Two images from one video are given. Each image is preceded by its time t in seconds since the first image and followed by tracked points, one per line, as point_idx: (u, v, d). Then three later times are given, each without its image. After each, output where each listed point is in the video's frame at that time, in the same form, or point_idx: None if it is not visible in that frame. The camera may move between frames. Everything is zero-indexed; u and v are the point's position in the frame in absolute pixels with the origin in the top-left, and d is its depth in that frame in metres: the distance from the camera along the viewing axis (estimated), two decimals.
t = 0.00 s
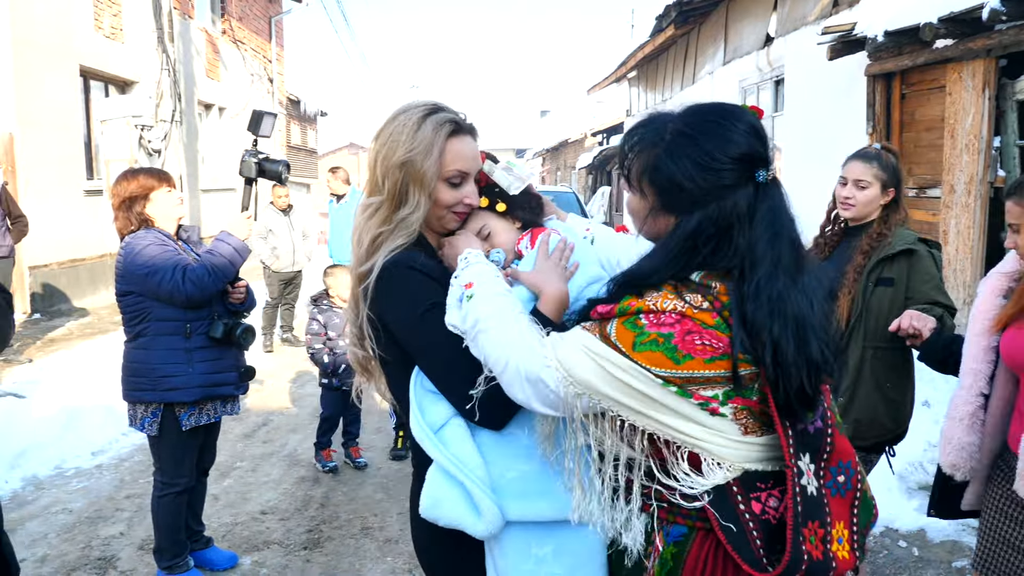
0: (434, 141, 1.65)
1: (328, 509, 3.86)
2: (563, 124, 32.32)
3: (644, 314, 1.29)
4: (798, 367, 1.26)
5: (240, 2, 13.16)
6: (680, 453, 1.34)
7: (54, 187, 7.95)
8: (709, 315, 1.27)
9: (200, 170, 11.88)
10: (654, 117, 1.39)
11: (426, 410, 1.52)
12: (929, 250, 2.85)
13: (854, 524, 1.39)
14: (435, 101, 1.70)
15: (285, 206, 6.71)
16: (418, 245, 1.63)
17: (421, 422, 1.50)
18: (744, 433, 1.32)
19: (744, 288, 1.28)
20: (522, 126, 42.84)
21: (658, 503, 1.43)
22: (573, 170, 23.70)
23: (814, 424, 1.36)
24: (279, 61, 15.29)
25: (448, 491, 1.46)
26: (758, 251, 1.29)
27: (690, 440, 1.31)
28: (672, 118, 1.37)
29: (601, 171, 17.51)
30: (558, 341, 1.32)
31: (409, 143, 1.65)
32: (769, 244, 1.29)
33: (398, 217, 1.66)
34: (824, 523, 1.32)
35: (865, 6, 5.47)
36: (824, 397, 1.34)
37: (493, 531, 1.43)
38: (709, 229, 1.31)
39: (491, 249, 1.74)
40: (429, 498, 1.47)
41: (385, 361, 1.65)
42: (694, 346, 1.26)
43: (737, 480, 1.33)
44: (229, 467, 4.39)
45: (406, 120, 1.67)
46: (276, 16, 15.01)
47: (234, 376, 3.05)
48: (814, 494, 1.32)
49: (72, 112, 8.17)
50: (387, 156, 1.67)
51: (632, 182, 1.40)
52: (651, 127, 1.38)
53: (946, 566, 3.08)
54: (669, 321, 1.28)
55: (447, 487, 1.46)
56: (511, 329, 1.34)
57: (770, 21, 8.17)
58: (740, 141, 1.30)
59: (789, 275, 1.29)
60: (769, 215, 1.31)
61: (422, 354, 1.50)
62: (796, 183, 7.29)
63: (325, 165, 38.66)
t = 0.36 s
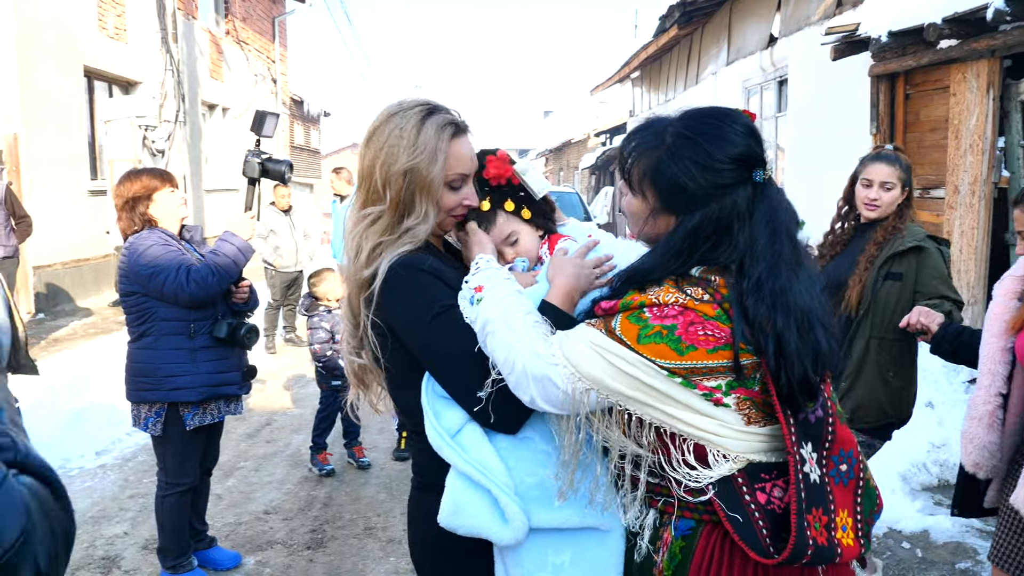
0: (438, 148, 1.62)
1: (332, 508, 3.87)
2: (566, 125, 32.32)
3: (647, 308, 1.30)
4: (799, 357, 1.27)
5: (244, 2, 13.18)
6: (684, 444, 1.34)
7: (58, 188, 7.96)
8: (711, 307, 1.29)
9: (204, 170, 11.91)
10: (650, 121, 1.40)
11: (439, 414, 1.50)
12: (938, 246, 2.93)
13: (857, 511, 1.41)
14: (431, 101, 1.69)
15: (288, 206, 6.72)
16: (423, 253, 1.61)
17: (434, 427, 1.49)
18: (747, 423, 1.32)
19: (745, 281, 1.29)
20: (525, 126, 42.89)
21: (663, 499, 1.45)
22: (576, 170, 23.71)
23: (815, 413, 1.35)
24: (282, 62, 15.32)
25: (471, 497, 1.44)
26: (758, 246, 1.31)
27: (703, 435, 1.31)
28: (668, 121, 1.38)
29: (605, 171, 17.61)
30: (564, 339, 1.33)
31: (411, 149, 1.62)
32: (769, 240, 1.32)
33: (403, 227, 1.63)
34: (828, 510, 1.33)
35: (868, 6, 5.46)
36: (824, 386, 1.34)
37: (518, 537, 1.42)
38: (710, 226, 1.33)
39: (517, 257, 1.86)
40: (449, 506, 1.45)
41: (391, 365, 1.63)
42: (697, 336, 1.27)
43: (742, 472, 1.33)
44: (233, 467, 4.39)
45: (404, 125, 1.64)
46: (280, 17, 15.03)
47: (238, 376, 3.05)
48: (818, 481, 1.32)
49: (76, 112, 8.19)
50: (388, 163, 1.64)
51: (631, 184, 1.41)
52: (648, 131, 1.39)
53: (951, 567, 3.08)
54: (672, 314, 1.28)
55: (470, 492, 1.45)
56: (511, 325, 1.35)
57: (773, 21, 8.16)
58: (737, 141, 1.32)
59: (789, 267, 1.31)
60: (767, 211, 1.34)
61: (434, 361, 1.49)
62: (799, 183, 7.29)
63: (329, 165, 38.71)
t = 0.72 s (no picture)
0: (394, 127, 1.60)
1: (334, 508, 3.87)
2: (569, 125, 32.33)
3: (664, 322, 1.30)
4: (815, 364, 1.29)
5: (247, 2, 13.19)
6: (702, 457, 1.35)
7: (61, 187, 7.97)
8: (730, 320, 1.29)
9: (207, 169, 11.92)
10: (658, 127, 1.41)
11: (455, 418, 1.49)
12: (981, 252, 2.92)
13: (865, 515, 1.42)
14: (368, 89, 1.67)
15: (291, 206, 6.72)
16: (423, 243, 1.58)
17: (452, 434, 1.47)
18: (765, 432, 1.35)
19: (759, 285, 1.32)
20: (529, 126, 42.89)
21: (677, 505, 1.46)
22: (579, 170, 23.71)
23: (830, 419, 1.37)
24: (285, 62, 15.33)
25: (500, 505, 1.45)
26: (772, 250, 1.32)
27: (721, 447, 1.33)
28: (677, 126, 1.38)
29: (607, 171, 17.61)
30: (578, 354, 1.35)
31: (368, 137, 1.61)
32: (784, 242, 1.32)
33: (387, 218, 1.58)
34: (842, 516, 1.34)
35: (872, 6, 5.45)
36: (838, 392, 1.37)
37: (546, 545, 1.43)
38: (725, 232, 1.33)
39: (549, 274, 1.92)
40: (475, 518, 1.43)
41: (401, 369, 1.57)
42: (717, 350, 1.28)
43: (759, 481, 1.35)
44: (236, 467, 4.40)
45: (353, 119, 1.63)
46: (283, 17, 15.05)
47: (241, 376, 3.05)
48: (833, 488, 1.34)
49: (79, 111, 8.20)
50: (350, 161, 1.62)
51: (643, 192, 1.41)
52: (657, 137, 1.39)
53: (955, 568, 3.07)
54: (690, 328, 1.29)
55: (498, 501, 1.45)
56: (524, 340, 1.37)
57: (776, 21, 8.15)
58: (749, 142, 1.33)
59: (804, 272, 1.33)
60: (783, 211, 1.34)
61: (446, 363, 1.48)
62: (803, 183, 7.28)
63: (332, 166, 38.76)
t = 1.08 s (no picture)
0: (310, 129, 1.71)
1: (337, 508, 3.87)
2: (572, 124, 32.33)
3: (684, 324, 1.31)
4: (832, 358, 1.32)
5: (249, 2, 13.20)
6: (719, 470, 1.35)
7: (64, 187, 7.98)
8: (752, 323, 1.31)
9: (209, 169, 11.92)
10: (679, 122, 1.45)
11: (470, 417, 1.48)
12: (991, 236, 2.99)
13: (877, 520, 1.43)
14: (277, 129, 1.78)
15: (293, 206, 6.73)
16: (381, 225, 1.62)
17: (469, 433, 1.47)
18: (783, 438, 1.35)
19: (781, 279, 1.34)
20: (531, 126, 42.88)
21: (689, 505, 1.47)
22: (582, 170, 23.69)
23: (847, 425, 1.39)
24: (287, 62, 15.33)
25: (517, 503, 1.44)
26: (794, 244, 1.35)
27: (741, 456, 1.33)
28: (697, 121, 1.42)
29: (610, 171, 17.60)
30: (597, 361, 1.37)
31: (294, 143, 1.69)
32: (807, 233, 1.35)
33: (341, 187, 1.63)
34: (856, 523, 1.34)
35: (875, 5, 5.44)
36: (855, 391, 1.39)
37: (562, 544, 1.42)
38: (747, 224, 1.36)
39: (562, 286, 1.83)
40: (491, 516, 1.42)
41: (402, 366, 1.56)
42: (737, 353, 1.29)
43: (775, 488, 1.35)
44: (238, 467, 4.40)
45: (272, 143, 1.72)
46: (285, 17, 15.06)
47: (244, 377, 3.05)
48: (848, 495, 1.35)
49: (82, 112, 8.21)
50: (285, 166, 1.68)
51: (665, 187, 1.45)
52: (677, 133, 1.44)
53: (960, 569, 3.06)
54: (711, 331, 1.30)
55: (515, 499, 1.44)
56: (542, 345, 1.38)
57: (779, 20, 8.14)
58: (770, 131, 1.36)
59: (824, 264, 1.37)
60: (806, 202, 1.37)
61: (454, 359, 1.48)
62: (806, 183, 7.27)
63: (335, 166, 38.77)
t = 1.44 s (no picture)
0: (359, 122, 1.72)
1: (340, 507, 3.88)
2: (575, 124, 32.34)
3: (702, 319, 1.31)
4: (854, 358, 1.32)
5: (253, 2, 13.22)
6: (730, 459, 1.36)
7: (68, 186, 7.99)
8: (770, 320, 1.31)
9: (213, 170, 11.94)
10: (706, 118, 1.45)
11: (472, 417, 1.49)
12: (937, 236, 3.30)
13: (889, 522, 1.44)
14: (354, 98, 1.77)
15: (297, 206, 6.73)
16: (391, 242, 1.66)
17: (471, 433, 1.47)
18: (797, 436, 1.36)
19: (804, 275, 1.34)
20: (534, 126, 42.92)
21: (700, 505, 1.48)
22: (585, 170, 23.71)
23: (863, 427, 1.40)
24: (291, 62, 15.35)
25: (519, 501, 1.43)
26: (820, 240, 1.34)
27: (751, 450, 1.33)
28: (724, 118, 1.42)
29: (614, 171, 17.63)
30: (612, 347, 1.36)
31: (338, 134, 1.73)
32: (836, 228, 1.35)
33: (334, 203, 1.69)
34: (869, 525, 1.35)
35: (879, 5, 5.42)
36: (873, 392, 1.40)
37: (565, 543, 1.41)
38: (776, 219, 1.35)
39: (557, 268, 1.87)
40: (494, 515, 1.42)
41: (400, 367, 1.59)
42: (755, 351, 1.30)
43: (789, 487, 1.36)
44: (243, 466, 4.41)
45: (332, 121, 1.76)
46: (289, 17, 15.08)
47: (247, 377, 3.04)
48: (862, 496, 1.36)
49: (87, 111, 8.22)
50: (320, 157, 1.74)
51: (692, 184, 1.44)
52: (702, 130, 1.43)
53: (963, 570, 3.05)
54: (730, 328, 1.30)
55: (517, 495, 1.44)
56: (556, 333, 1.38)
57: (782, 20, 8.13)
58: (800, 126, 1.35)
59: (852, 262, 1.37)
60: (834, 197, 1.36)
61: (456, 362, 1.48)
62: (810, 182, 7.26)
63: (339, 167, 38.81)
